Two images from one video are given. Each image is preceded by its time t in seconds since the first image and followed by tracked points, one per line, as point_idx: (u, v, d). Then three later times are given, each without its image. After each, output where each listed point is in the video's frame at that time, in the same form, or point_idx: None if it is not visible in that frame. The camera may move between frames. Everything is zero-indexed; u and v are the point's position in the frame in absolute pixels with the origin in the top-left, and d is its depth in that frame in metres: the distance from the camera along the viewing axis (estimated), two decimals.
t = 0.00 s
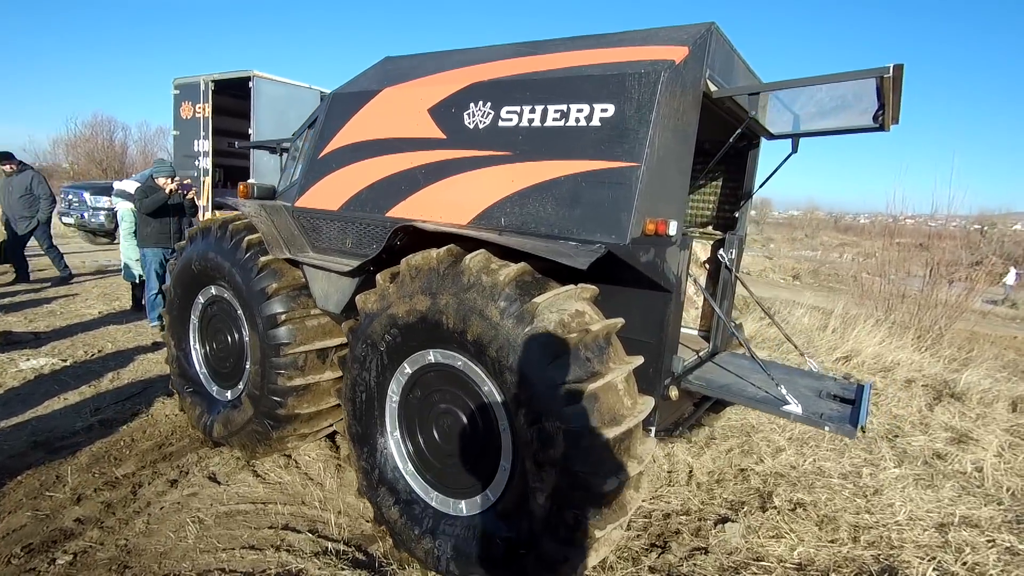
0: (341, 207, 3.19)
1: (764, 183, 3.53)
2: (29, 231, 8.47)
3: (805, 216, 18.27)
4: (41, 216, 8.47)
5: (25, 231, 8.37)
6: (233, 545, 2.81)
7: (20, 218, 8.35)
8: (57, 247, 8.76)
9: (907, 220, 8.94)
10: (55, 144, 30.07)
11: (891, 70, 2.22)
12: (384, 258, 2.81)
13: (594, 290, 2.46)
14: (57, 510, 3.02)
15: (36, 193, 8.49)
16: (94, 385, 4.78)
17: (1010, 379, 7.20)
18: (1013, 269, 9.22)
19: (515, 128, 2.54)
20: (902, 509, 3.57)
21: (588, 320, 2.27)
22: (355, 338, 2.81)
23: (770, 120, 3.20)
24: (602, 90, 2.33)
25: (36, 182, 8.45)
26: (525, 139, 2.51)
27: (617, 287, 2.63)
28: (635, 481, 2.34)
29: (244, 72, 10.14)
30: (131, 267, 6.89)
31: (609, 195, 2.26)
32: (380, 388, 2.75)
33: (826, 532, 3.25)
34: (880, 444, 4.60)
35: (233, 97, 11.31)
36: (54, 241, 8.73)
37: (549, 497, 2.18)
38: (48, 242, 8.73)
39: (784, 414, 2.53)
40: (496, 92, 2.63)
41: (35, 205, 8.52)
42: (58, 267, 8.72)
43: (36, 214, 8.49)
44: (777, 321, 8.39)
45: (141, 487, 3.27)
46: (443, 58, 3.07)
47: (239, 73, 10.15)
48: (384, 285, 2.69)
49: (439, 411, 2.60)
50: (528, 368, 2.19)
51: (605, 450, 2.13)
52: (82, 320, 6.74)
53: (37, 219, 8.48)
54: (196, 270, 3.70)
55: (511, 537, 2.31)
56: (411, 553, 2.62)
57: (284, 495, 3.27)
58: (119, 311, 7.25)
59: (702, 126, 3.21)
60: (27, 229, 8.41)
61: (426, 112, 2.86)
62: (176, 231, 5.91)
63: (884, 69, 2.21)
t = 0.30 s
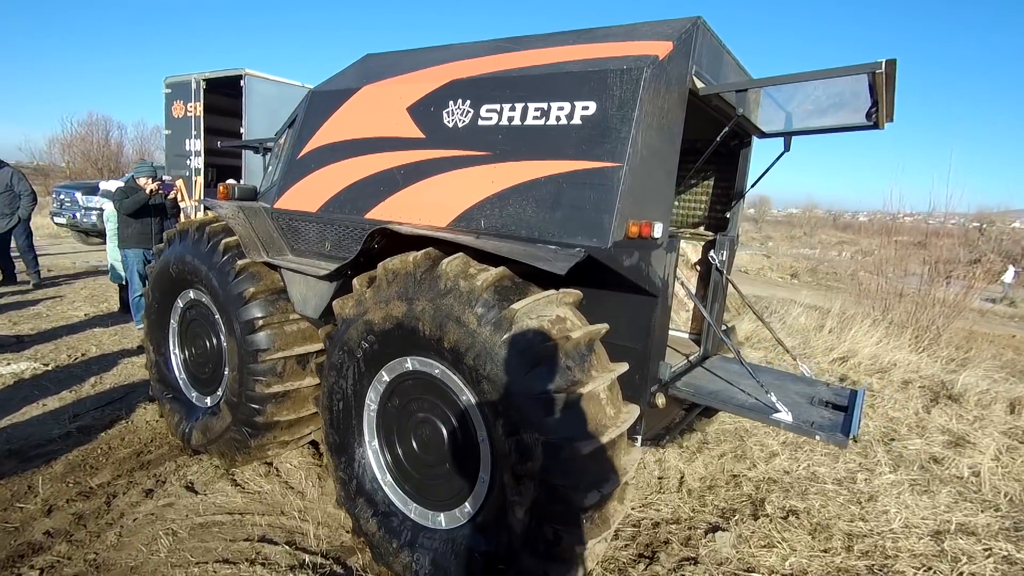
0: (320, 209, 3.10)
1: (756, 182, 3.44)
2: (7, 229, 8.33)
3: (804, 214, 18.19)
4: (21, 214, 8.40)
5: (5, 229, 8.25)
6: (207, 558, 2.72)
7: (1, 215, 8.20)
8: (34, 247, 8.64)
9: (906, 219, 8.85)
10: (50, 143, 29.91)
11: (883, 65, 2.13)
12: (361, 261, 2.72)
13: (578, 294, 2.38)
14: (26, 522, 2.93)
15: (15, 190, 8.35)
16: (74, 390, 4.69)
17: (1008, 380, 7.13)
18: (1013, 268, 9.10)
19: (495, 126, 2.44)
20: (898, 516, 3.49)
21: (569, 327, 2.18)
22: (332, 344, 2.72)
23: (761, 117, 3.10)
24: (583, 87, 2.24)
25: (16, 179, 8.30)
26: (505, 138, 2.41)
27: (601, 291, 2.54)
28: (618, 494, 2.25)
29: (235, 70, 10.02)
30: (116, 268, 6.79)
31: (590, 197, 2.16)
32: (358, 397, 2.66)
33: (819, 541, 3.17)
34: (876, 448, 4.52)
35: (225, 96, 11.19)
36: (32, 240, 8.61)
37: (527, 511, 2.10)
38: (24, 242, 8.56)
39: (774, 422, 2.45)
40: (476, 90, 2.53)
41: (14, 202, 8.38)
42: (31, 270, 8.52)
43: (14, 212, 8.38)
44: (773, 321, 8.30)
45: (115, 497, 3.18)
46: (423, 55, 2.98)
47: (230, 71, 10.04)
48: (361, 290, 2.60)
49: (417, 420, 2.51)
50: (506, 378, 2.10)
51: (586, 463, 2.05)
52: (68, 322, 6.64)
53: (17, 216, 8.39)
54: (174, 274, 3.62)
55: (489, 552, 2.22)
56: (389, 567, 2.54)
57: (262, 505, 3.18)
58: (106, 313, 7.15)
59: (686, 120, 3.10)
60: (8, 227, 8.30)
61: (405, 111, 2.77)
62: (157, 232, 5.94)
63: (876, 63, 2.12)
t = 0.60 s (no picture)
0: (292, 204, 3.06)
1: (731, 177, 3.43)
2: None
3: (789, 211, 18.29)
4: None
5: None
6: (175, 559, 2.68)
7: None
8: None
9: (887, 214, 8.91)
10: (30, 139, 29.42)
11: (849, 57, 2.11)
12: (331, 257, 2.68)
13: (549, 289, 2.36)
14: None
15: None
16: (46, 390, 4.61)
17: (985, 373, 7.23)
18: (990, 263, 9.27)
19: (464, 119, 2.41)
20: (872, 508, 3.52)
21: (537, 322, 2.16)
22: (302, 341, 2.68)
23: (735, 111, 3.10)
24: (551, 78, 2.21)
25: None
26: (474, 131, 2.38)
27: (573, 286, 2.53)
28: (588, 489, 2.24)
29: (215, 65, 9.89)
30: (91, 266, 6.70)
31: (558, 190, 2.14)
32: (327, 394, 2.63)
33: (792, 533, 3.19)
34: (853, 442, 4.56)
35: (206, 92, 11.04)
36: None
37: (495, 507, 2.08)
38: None
39: (744, 416, 2.45)
40: (446, 83, 2.50)
41: None
42: None
43: None
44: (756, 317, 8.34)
45: (82, 498, 3.12)
46: (394, 47, 2.94)
47: (210, 66, 9.90)
48: (330, 286, 2.56)
49: (387, 417, 2.48)
50: (473, 373, 2.08)
51: (553, 458, 2.03)
52: (42, 321, 6.53)
53: None
54: (144, 271, 3.56)
55: (457, 549, 2.20)
56: (359, 565, 2.51)
57: (234, 505, 3.14)
58: (82, 311, 7.04)
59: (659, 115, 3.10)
60: None
61: (376, 104, 2.74)
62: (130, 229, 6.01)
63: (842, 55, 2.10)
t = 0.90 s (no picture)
0: (290, 207, 3.14)
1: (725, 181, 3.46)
2: None
3: (800, 215, 18.18)
4: (11, 216, 8.55)
5: None
6: (175, 551, 2.75)
7: None
8: (16, 251, 8.67)
9: (895, 219, 8.85)
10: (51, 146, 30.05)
11: (825, 63, 2.14)
12: (327, 259, 2.75)
13: (537, 291, 2.41)
14: None
15: (10, 193, 8.48)
16: (57, 388, 4.72)
17: (993, 379, 7.15)
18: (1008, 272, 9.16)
19: (454, 125, 2.48)
20: (867, 511, 3.51)
21: (521, 321, 2.21)
22: (298, 340, 2.75)
23: (727, 113, 3.14)
24: (535, 85, 2.27)
25: (11, 183, 8.42)
26: (463, 136, 2.45)
27: (561, 288, 2.57)
28: (573, 487, 2.28)
29: (227, 72, 10.06)
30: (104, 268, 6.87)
31: (542, 193, 2.19)
32: (322, 392, 2.69)
33: (785, 535, 3.20)
34: (852, 446, 4.55)
35: (218, 98, 11.24)
36: (16, 244, 8.65)
37: (480, 502, 2.13)
38: (9, 246, 8.61)
39: (730, 416, 2.48)
40: (436, 89, 2.57)
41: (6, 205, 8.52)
42: (11, 273, 8.58)
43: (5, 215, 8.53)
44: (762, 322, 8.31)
45: (88, 492, 3.21)
46: (390, 55, 3.02)
47: (222, 73, 10.07)
48: (325, 287, 2.63)
49: (379, 415, 2.53)
50: (458, 371, 2.13)
51: (536, 455, 2.07)
52: (57, 322, 6.68)
53: (8, 218, 8.55)
54: (150, 272, 3.66)
55: (444, 543, 2.25)
56: (351, 559, 2.56)
57: (234, 500, 3.21)
58: (95, 313, 7.20)
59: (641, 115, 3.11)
60: None
61: (370, 111, 2.81)
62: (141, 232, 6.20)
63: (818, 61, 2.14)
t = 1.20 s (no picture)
0: (283, 201, 3.20)
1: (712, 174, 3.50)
2: None
3: (802, 212, 18.16)
4: (16, 212, 8.62)
5: None
6: (169, 536, 2.82)
7: None
8: (22, 246, 8.77)
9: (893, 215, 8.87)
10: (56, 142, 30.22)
11: (798, 58, 2.17)
12: (317, 251, 2.81)
13: (521, 282, 2.47)
14: None
15: (16, 189, 8.60)
16: (58, 379, 4.80)
17: (989, 375, 7.17)
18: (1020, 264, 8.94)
19: (439, 119, 2.53)
20: (851, 503, 3.56)
21: (503, 312, 2.27)
22: (289, 331, 2.81)
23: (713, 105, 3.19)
24: (517, 80, 2.31)
25: (17, 178, 8.55)
26: (448, 131, 2.50)
27: (545, 280, 2.63)
28: (554, 473, 2.33)
29: (228, 68, 10.13)
30: (106, 263, 6.96)
31: (523, 185, 2.24)
32: (312, 381, 2.76)
33: (768, 525, 3.25)
34: (841, 440, 4.59)
35: (220, 94, 11.31)
36: (21, 239, 8.73)
37: (461, 487, 2.19)
38: (14, 241, 8.69)
39: (709, 406, 2.53)
40: (423, 84, 2.62)
41: (13, 200, 8.63)
42: (15, 267, 8.69)
43: (9, 210, 8.63)
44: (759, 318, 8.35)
45: (86, 480, 3.29)
46: (380, 50, 3.07)
47: (223, 69, 10.14)
48: (314, 279, 2.69)
49: (366, 404, 2.60)
50: (441, 360, 2.19)
51: (516, 441, 2.13)
52: (59, 315, 6.77)
53: (13, 214, 8.62)
54: (147, 265, 3.73)
55: (427, 528, 2.31)
56: (340, 544, 2.63)
57: (228, 488, 3.28)
58: (97, 307, 7.29)
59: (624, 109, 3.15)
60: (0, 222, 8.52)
61: (359, 105, 2.86)
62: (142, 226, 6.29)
63: (791, 56, 2.17)
